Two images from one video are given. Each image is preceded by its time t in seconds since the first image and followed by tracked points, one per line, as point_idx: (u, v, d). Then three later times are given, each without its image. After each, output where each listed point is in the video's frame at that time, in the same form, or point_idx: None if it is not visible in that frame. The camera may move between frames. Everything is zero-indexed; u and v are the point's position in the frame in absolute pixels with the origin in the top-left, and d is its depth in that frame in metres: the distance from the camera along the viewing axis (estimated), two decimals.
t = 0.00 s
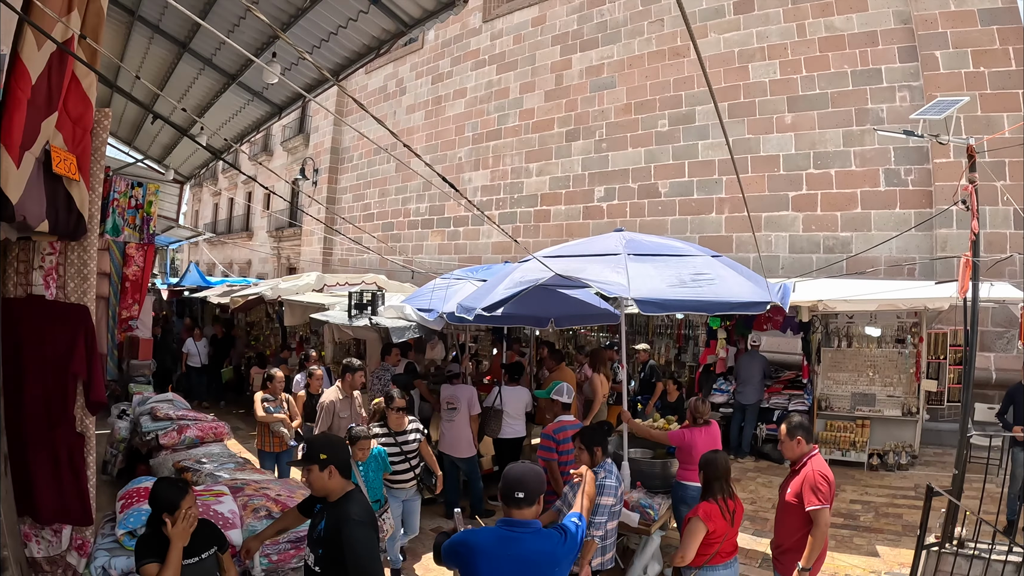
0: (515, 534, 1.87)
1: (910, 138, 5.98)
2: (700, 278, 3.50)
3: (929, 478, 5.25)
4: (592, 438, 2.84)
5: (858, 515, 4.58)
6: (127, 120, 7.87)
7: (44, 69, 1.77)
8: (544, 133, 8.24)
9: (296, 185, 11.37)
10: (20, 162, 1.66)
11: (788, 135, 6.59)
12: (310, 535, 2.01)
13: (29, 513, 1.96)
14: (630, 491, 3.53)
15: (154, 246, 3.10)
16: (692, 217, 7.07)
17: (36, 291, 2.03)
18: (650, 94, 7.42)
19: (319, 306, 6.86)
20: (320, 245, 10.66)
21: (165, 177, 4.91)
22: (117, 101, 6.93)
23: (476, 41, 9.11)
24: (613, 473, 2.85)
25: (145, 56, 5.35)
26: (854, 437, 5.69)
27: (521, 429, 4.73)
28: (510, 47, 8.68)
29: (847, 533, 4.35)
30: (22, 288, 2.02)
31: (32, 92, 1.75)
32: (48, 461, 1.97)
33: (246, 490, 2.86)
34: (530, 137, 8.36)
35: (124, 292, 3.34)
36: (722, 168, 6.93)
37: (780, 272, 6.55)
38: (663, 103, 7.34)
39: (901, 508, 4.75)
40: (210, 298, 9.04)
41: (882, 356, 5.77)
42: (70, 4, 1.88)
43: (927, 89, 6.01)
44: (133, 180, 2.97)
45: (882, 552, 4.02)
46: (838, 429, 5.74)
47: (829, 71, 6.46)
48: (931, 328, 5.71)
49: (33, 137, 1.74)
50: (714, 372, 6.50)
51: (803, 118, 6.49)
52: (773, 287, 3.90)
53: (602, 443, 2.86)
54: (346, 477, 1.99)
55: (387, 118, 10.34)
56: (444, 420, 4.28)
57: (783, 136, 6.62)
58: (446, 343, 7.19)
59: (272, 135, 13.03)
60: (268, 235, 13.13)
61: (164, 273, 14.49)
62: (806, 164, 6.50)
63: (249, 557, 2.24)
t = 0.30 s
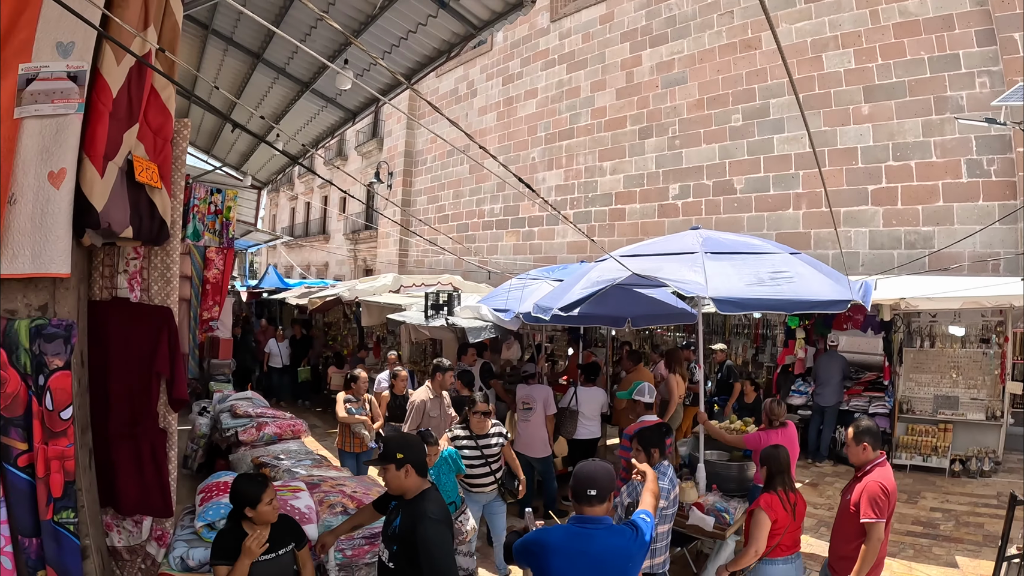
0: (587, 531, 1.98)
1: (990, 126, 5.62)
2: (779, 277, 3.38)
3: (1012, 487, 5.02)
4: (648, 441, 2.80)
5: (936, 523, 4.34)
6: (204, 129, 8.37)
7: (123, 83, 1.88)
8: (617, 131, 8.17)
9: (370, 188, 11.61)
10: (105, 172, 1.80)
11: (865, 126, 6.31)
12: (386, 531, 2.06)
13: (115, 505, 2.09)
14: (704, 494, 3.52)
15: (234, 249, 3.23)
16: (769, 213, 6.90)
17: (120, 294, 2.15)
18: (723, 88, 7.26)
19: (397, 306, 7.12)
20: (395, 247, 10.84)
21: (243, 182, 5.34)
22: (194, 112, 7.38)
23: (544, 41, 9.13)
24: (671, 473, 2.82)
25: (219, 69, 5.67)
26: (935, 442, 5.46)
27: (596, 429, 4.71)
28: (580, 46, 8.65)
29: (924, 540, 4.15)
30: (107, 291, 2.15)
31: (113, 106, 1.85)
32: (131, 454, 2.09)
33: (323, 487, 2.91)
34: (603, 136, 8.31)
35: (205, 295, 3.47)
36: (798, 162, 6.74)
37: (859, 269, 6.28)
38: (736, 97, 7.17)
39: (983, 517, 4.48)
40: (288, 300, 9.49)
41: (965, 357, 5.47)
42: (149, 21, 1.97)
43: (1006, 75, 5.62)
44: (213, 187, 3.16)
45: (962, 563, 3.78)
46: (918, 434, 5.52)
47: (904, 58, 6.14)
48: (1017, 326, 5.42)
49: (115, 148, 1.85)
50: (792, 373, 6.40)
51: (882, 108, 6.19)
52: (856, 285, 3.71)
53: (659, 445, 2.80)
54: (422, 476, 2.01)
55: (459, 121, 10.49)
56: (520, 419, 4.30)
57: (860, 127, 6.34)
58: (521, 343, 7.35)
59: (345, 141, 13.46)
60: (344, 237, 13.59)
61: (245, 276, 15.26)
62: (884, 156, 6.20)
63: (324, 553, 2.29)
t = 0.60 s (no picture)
0: (628, 527, 1.96)
1: None
2: (831, 271, 3.27)
3: None
4: (678, 439, 2.91)
5: (993, 528, 4.18)
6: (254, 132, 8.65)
7: (171, 88, 1.93)
8: (664, 126, 8.04)
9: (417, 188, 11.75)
10: (155, 175, 1.86)
11: (917, 116, 6.06)
12: (433, 528, 2.08)
13: (166, 499, 2.17)
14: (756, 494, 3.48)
15: (283, 249, 3.47)
16: (820, 207, 6.72)
17: (171, 293, 2.25)
18: (770, 79, 7.06)
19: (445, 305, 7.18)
20: (444, 245, 10.88)
21: (294, 184, 5.22)
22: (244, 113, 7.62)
23: (588, 37, 9.05)
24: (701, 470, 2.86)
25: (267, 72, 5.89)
26: (989, 443, 5.39)
27: (646, 429, 4.65)
28: (624, 41, 8.55)
29: (979, 543, 4.00)
30: (160, 291, 2.25)
31: (161, 110, 1.91)
32: (182, 449, 2.17)
33: (372, 484, 2.94)
34: (650, 131, 8.20)
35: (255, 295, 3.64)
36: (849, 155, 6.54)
37: (912, 264, 6.03)
38: (784, 89, 6.96)
39: None
40: (338, 300, 9.73)
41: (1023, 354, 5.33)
42: (194, 27, 2.01)
43: None
44: (263, 190, 3.34)
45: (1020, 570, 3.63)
46: (973, 433, 5.46)
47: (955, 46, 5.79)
48: None
49: (165, 152, 1.91)
50: (845, 371, 6.23)
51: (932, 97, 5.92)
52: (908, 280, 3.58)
53: (687, 442, 2.91)
54: (470, 474, 2.03)
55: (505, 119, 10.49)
56: (569, 417, 4.28)
57: (911, 118, 6.10)
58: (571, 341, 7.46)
59: (391, 142, 13.67)
60: (393, 237, 13.83)
61: (296, 276, 15.72)
62: (937, 147, 5.92)
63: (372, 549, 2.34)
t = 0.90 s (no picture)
0: (653, 528, 1.94)
1: None
2: (868, 266, 3.18)
3: None
4: (697, 434, 3.03)
5: None
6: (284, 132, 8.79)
7: (198, 88, 1.95)
8: (695, 121, 7.92)
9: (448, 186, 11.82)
10: (183, 174, 1.89)
11: (951, 107, 5.84)
12: (463, 527, 2.07)
13: (197, 496, 2.22)
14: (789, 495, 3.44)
15: (315, 248, 3.49)
16: (854, 201, 6.56)
17: (202, 292, 2.30)
18: (802, 73, 6.92)
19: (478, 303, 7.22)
20: (476, 243, 10.90)
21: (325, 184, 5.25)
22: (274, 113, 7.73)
23: (617, 32, 8.95)
24: (718, 464, 2.94)
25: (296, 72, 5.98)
26: None
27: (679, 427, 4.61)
28: (653, 36, 8.43)
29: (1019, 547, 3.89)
30: (190, 290, 2.30)
31: (189, 111, 1.93)
32: (213, 446, 2.22)
33: (401, 482, 2.96)
34: (681, 126, 8.07)
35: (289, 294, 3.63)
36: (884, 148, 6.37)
37: (948, 260, 5.87)
38: (816, 81, 6.82)
39: None
40: (369, 298, 9.86)
41: None
42: (220, 28, 2.03)
43: None
44: (294, 190, 3.42)
45: None
46: (1012, 434, 5.33)
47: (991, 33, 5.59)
48: None
49: (193, 152, 1.93)
50: (880, 368, 6.08)
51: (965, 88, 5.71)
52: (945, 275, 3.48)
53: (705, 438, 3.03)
54: (501, 475, 2.02)
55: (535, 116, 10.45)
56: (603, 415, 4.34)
57: (946, 109, 5.88)
58: (604, 338, 7.49)
59: (421, 141, 13.75)
60: (425, 236, 13.94)
61: (327, 274, 15.98)
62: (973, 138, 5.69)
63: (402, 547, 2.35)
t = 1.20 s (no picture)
0: (669, 533, 1.92)
1: None
2: (894, 264, 3.10)
3: None
4: (713, 429, 3.09)
5: None
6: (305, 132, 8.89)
7: (213, 86, 1.97)
8: (716, 118, 7.83)
9: (469, 185, 11.85)
10: (197, 172, 1.91)
11: (976, 101, 5.58)
12: (482, 533, 2.06)
13: (214, 494, 2.24)
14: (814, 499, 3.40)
15: (335, 246, 3.56)
16: (878, 198, 6.44)
17: (219, 290, 2.32)
18: (824, 68, 6.79)
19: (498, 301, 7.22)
20: (497, 241, 10.91)
21: (346, 182, 5.33)
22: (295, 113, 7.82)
23: (637, 29, 8.87)
24: (729, 459, 3.03)
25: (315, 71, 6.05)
26: None
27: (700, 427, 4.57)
28: (674, 32, 8.34)
29: None
30: (207, 288, 2.32)
31: (204, 108, 1.95)
32: (229, 442, 2.24)
33: (419, 481, 2.97)
34: (702, 123, 7.97)
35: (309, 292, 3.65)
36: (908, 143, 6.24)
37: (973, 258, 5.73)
38: (840, 76, 6.71)
39: None
40: (391, 297, 9.94)
41: None
42: (234, 25, 2.05)
43: None
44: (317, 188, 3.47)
45: None
46: None
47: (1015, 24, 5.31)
48: None
49: (208, 149, 1.94)
50: (904, 368, 6.00)
51: (992, 83, 5.47)
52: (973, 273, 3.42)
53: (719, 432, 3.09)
54: (517, 480, 2.00)
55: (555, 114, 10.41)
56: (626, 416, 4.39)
57: (970, 103, 5.64)
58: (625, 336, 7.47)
59: (442, 139, 13.80)
60: (446, 234, 14.00)
61: (349, 273, 16.14)
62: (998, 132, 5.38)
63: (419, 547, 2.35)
